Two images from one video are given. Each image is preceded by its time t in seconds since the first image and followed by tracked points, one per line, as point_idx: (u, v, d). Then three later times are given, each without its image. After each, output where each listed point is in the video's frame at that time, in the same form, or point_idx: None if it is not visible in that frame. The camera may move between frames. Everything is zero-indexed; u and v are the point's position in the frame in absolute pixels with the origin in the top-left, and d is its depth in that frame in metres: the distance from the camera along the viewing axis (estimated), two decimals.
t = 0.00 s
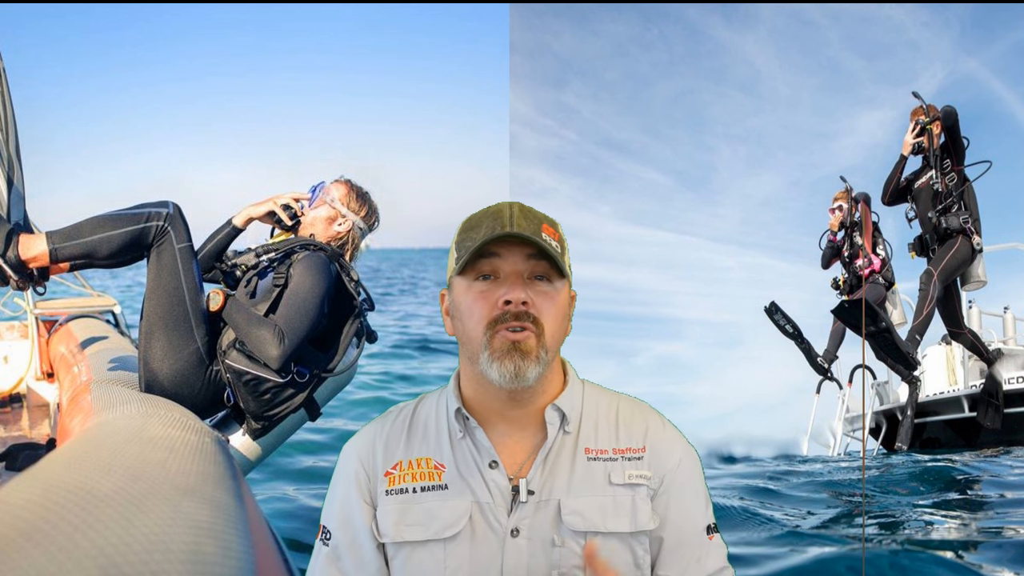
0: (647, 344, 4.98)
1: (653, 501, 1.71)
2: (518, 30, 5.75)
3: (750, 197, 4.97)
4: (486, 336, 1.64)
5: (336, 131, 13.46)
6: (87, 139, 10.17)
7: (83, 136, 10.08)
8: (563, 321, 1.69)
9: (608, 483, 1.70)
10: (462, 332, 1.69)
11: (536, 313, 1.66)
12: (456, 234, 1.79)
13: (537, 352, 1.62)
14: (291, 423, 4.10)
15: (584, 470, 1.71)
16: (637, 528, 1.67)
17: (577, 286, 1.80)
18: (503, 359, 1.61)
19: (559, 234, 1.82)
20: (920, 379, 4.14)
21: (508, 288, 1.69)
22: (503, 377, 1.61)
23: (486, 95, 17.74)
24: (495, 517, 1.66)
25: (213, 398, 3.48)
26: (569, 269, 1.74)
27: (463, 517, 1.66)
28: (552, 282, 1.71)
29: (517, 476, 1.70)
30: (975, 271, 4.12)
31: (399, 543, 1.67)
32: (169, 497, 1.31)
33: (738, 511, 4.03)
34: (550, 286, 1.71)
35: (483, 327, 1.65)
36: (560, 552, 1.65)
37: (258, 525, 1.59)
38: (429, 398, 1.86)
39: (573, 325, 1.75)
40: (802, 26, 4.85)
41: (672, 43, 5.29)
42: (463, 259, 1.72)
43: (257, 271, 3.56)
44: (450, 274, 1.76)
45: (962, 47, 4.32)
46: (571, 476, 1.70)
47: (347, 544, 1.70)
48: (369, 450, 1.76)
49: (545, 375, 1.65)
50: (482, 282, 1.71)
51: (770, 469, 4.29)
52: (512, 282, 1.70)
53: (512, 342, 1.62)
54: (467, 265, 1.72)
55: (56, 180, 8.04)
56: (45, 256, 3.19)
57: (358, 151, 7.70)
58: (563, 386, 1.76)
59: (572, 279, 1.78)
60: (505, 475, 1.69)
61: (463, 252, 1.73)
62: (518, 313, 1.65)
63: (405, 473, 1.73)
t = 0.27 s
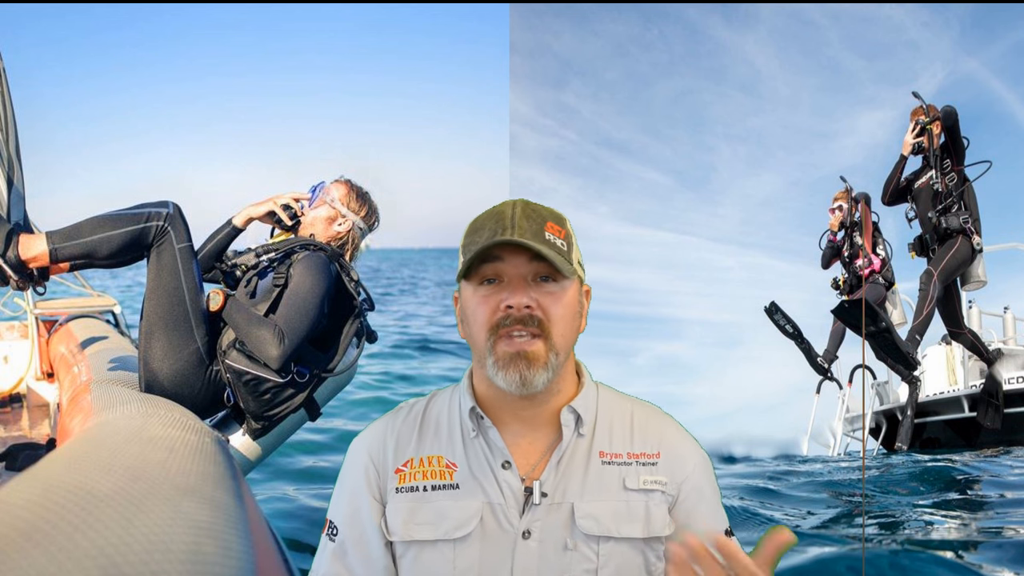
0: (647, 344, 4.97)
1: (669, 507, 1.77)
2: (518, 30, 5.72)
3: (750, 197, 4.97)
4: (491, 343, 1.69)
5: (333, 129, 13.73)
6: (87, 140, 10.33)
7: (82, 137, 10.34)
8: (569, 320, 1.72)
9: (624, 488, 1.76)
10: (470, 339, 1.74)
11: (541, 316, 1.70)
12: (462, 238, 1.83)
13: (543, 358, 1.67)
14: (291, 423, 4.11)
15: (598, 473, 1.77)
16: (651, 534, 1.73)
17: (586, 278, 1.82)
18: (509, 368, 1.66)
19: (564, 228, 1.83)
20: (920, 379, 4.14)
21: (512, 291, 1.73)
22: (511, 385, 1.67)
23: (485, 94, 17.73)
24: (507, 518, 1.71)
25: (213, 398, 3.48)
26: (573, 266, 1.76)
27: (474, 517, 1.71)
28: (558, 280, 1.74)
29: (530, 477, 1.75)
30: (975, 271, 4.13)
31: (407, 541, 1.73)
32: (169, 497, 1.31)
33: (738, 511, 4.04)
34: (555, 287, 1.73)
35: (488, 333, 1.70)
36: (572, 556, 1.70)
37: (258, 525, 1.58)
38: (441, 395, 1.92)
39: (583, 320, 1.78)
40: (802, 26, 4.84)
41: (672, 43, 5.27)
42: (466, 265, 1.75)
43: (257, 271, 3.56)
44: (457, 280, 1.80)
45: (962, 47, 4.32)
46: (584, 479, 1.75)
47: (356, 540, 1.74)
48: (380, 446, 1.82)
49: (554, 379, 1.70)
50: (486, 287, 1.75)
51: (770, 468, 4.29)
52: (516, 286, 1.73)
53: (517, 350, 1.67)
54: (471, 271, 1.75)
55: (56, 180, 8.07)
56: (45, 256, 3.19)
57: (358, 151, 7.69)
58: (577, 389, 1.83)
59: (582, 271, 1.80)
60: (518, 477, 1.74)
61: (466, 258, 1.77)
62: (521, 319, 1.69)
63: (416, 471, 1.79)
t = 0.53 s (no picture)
0: (647, 344, 4.95)
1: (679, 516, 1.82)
2: (517, 30, 5.72)
3: (750, 197, 4.97)
4: (496, 353, 1.72)
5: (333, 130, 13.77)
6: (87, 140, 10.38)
7: (82, 137, 10.40)
8: (575, 328, 1.74)
9: (634, 497, 1.80)
10: (476, 346, 1.77)
11: (546, 326, 1.72)
12: (467, 242, 1.85)
13: (547, 370, 1.70)
14: (291, 423, 4.11)
15: (609, 481, 1.81)
16: (660, 544, 1.79)
17: (593, 281, 1.82)
18: (514, 379, 1.70)
19: (568, 231, 1.84)
20: (920, 379, 4.14)
21: (517, 301, 1.75)
22: (515, 396, 1.70)
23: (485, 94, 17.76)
24: (516, 525, 1.76)
25: (213, 398, 3.48)
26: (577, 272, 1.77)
27: (483, 523, 1.76)
28: (563, 288, 1.75)
29: (539, 484, 1.80)
30: (975, 271, 4.13)
31: (414, 546, 1.78)
32: (169, 497, 1.31)
33: (738, 511, 4.05)
34: (559, 295, 1.75)
35: (492, 343, 1.73)
36: (580, 563, 1.75)
37: (258, 526, 1.58)
38: (448, 396, 1.96)
39: (590, 325, 1.79)
40: (802, 26, 4.85)
41: (672, 42, 5.27)
42: (469, 273, 1.77)
43: (257, 271, 3.56)
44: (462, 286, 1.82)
45: (962, 47, 4.32)
46: (594, 485, 1.80)
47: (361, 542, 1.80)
48: (386, 447, 1.86)
49: (560, 388, 1.73)
50: (490, 295, 1.77)
51: (770, 468, 4.29)
52: (519, 295, 1.75)
53: (521, 361, 1.70)
54: (475, 279, 1.77)
55: (56, 180, 8.09)
56: (45, 256, 3.19)
57: (358, 151, 7.68)
58: (588, 396, 1.87)
59: (588, 274, 1.81)
60: (526, 483, 1.79)
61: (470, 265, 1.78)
62: (525, 330, 1.71)
63: (423, 474, 1.83)
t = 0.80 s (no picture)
0: (647, 343, 4.94)
1: (689, 522, 1.86)
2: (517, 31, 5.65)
3: (750, 197, 4.97)
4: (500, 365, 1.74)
5: (333, 129, 13.73)
6: (86, 140, 10.40)
7: (82, 137, 10.43)
8: (578, 339, 1.75)
9: (645, 505, 1.84)
10: (480, 358, 1.78)
11: (549, 337, 1.73)
12: (469, 251, 1.87)
13: (551, 381, 1.71)
14: (290, 423, 4.10)
15: (619, 489, 1.85)
16: (670, 552, 1.82)
17: (597, 288, 1.83)
18: (518, 392, 1.71)
19: (572, 237, 1.85)
20: (920, 379, 4.14)
21: (519, 312, 1.76)
22: (520, 408, 1.72)
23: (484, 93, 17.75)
24: (526, 536, 1.80)
25: (212, 398, 3.48)
26: (580, 281, 1.78)
27: (492, 535, 1.79)
28: (567, 298, 1.76)
29: (549, 494, 1.84)
30: (975, 271, 4.13)
31: (422, 557, 1.81)
32: (169, 497, 1.31)
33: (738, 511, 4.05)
34: (563, 305, 1.76)
35: (496, 355, 1.74)
36: (590, 572, 1.79)
37: (258, 525, 1.58)
38: (455, 401, 1.99)
39: (596, 334, 1.81)
40: (802, 26, 4.85)
41: (672, 42, 5.27)
42: (471, 284, 1.78)
43: (257, 271, 3.56)
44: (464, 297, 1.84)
45: (962, 47, 4.32)
46: (605, 494, 1.84)
47: (365, 552, 1.82)
48: (393, 456, 1.89)
49: (564, 399, 1.75)
50: (492, 306, 1.78)
51: (770, 469, 4.29)
52: (522, 306, 1.76)
53: (526, 373, 1.71)
54: (477, 289, 1.78)
55: (55, 180, 8.10)
56: (45, 256, 3.19)
57: (357, 151, 7.67)
58: (599, 403, 1.91)
59: (592, 282, 1.82)
60: (536, 493, 1.82)
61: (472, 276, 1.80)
62: (527, 343, 1.73)
63: (431, 484, 1.86)
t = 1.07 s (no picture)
0: (647, 343, 4.95)
1: (696, 525, 1.83)
2: (517, 30, 5.67)
3: (750, 197, 4.97)
4: (510, 373, 1.73)
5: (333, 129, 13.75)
6: (86, 140, 10.45)
7: (82, 137, 10.46)
8: (591, 345, 1.75)
9: (649, 510, 1.82)
10: (488, 364, 1.76)
11: (564, 345, 1.72)
12: (474, 252, 1.83)
13: (565, 391, 1.71)
14: (291, 423, 4.10)
15: (623, 494, 1.83)
16: (676, 557, 1.80)
17: (607, 293, 1.83)
18: (531, 402, 1.70)
19: (581, 241, 1.84)
20: (920, 379, 4.15)
21: (531, 318, 1.75)
22: (531, 418, 1.71)
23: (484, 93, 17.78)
24: (528, 545, 1.78)
25: (212, 398, 3.48)
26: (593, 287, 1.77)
27: (495, 545, 1.77)
28: (579, 303, 1.75)
29: (552, 502, 1.82)
30: (975, 271, 4.14)
31: (424, 569, 1.78)
32: (169, 497, 1.31)
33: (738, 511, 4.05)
34: (576, 311, 1.75)
35: (506, 362, 1.73)
36: None
37: (258, 526, 1.58)
38: (454, 407, 1.96)
39: (606, 340, 1.80)
40: (802, 26, 4.85)
41: (672, 43, 5.27)
42: (481, 288, 1.76)
43: (257, 271, 3.56)
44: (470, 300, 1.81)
45: (962, 47, 4.32)
46: (608, 500, 1.82)
47: (365, 564, 1.81)
48: (391, 466, 1.86)
49: (577, 409, 1.75)
50: (502, 311, 1.76)
51: (770, 469, 4.29)
52: (534, 313, 1.75)
53: (539, 383, 1.70)
54: (486, 294, 1.76)
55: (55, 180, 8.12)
56: (45, 256, 3.19)
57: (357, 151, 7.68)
58: (600, 407, 1.88)
59: (602, 287, 1.82)
60: (540, 502, 1.80)
61: (481, 279, 1.77)
62: (542, 350, 1.72)
63: (431, 494, 1.83)
